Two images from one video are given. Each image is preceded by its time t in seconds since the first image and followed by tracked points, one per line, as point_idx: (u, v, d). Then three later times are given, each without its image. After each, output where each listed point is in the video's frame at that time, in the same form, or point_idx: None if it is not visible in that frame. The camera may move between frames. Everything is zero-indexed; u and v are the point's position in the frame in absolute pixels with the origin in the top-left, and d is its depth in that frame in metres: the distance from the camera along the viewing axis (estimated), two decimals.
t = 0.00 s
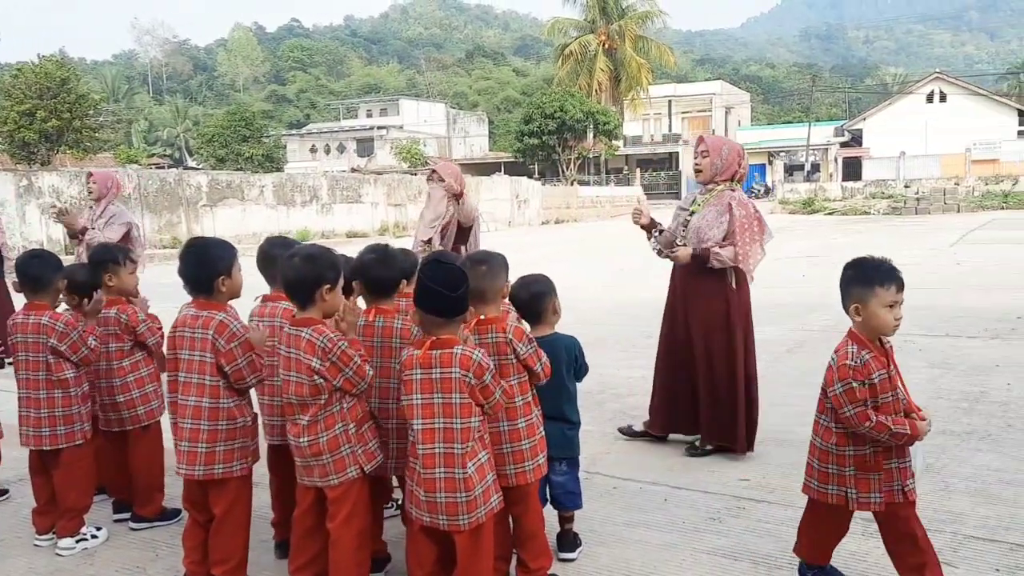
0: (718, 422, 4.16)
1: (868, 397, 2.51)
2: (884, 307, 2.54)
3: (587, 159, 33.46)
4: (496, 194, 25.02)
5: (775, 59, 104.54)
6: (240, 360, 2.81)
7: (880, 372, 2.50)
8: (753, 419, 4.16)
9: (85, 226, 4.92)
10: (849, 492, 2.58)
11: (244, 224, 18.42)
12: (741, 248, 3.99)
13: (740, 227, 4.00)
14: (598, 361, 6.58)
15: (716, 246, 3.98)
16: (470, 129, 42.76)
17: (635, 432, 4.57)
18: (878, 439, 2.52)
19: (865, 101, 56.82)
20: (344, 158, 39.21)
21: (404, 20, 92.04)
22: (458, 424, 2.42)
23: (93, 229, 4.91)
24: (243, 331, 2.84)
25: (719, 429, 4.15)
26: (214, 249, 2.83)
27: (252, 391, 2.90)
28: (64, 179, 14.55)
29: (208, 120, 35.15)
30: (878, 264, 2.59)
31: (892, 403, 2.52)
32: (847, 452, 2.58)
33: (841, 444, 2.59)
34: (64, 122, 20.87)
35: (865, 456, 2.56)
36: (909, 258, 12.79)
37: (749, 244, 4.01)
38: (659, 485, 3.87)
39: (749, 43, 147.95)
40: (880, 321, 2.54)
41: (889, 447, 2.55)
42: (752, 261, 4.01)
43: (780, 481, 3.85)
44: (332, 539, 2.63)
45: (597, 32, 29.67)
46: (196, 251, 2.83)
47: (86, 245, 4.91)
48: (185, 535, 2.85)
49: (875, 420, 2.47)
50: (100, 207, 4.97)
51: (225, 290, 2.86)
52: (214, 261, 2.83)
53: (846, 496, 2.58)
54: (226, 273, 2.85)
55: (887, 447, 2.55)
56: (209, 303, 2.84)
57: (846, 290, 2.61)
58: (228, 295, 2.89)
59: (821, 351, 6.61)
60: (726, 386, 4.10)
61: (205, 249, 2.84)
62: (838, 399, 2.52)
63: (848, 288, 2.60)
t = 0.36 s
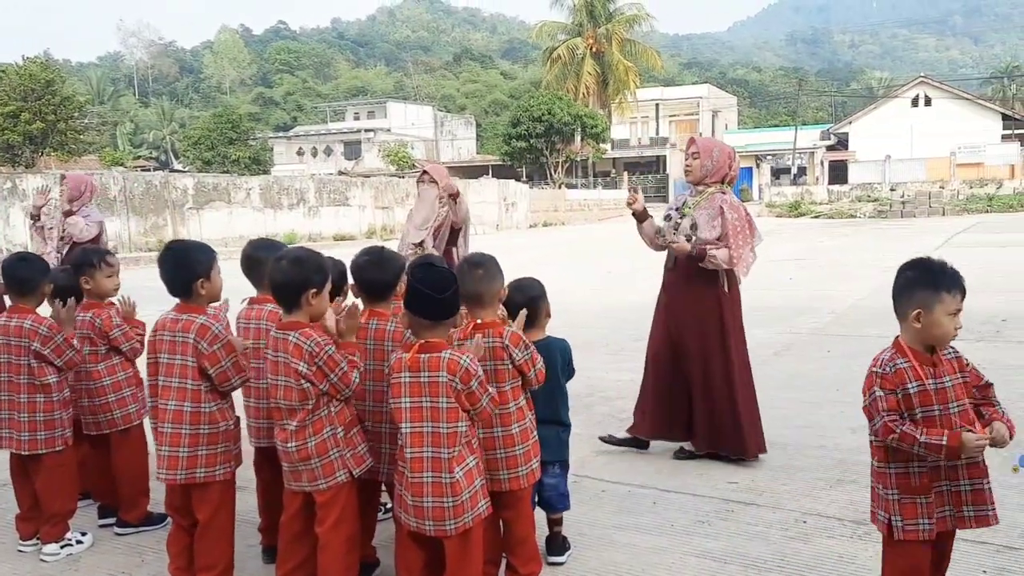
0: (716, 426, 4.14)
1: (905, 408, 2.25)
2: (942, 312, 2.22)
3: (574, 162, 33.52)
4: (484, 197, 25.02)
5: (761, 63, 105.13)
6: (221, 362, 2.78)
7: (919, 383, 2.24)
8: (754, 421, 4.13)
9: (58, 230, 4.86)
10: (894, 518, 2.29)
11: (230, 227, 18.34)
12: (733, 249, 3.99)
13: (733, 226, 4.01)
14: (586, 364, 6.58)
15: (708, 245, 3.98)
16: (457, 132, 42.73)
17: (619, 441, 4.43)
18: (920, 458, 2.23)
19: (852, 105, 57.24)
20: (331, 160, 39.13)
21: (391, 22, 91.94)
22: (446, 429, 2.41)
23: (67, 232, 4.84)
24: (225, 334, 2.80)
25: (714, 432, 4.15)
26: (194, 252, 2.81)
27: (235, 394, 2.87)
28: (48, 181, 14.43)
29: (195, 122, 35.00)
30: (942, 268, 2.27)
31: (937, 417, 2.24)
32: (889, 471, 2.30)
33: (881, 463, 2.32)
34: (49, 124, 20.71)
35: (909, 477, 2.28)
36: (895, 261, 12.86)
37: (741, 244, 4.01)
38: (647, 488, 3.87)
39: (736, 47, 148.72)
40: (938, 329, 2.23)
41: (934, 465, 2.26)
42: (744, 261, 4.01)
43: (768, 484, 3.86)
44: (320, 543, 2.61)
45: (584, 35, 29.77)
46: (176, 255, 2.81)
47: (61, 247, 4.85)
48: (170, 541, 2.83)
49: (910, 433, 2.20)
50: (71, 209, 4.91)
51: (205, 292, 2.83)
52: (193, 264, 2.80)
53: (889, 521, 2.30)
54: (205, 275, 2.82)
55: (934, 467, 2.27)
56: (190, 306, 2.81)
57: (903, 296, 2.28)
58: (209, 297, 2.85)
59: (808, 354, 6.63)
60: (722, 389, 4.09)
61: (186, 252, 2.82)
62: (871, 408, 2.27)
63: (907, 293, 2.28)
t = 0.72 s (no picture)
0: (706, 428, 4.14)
1: (945, 433, 2.11)
2: (991, 327, 2.13)
3: (566, 164, 33.55)
4: (476, 200, 25.03)
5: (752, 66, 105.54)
6: (205, 362, 2.77)
7: (962, 407, 2.10)
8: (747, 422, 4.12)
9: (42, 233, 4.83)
10: (913, 552, 2.15)
11: (221, 229, 18.28)
12: (721, 252, 3.98)
13: (722, 230, 4.00)
14: (578, 367, 6.58)
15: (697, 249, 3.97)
16: (449, 134, 42.71)
17: (604, 445, 4.40)
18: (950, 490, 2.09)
19: (842, 108, 57.53)
20: (323, 162, 39.07)
21: (384, 24, 91.85)
22: (437, 432, 2.40)
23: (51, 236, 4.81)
24: (210, 334, 2.79)
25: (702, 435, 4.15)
26: (174, 254, 2.80)
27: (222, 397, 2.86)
28: (37, 183, 14.36)
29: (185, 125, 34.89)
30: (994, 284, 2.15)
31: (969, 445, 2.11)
32: (913, 500, 2.16)
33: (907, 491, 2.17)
34: (39, 126, 20.59)
35: (933, 509, 2.15)
36: (885, 264, 12.90)
37: (730, 247, 4.00)
38: (638, 490, 3.87)
39: (726, 50, 149.17)
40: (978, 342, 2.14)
41: (964, 500, 2.12)
42: (732, 264, 4.01)
43: (759, 486, 3.87)
44: (310, 547, 2.60)
45: (576, 38, 29.80)
46: (156, 259, 2.80)
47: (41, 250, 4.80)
48: (157, 546, 2.81)
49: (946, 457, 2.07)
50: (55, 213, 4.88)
51: (188, 294, 2.81)
52: (174, 266, 2.79)
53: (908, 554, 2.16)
54: (187, 277, 2.80)
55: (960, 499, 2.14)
56: (173, 308, 2.80)
57: (941, 308, 2.17)
58: (192, 298, 2.84)
59: (800, 356, 6.65)
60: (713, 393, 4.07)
61: (166, 255, 2.80)
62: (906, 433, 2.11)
63: (945, 305, 2.16)
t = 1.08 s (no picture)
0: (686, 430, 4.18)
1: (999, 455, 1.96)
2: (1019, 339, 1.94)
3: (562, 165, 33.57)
4: (471, 200, 25.04)
5: (748, 66, 105.67)
6: (191, 361, 2.77)
7: (1012, 425, 1.95)
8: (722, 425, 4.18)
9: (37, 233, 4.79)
10: None
11: (216, 229, 18.26)
12: (693, 255, 3.99)
13: (692, 233, 4.01)
14: (572, 367, 6.57)
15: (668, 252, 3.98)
16: (444, 135, 42.67)
17: (589, 458, 4.28)
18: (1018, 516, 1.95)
19: (838, 109, 57.64)
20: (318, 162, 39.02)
21: (379, 25, 91.80)
22: (430, 429, 2.41)
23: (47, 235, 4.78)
24: (195, 333, 2.80)
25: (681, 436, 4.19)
26: (160, 255, 2.80)
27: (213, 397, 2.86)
28: (31, 183, 14.31)
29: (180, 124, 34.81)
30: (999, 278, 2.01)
31: None
32: (979, 530, 2.01)
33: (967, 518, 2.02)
34: (33, 125, 20.53)
35: (1003, 539, 1.99)
36: (880, 264, 12.93)
37: (700, 251, 4.01)
38: (632, 491, 3.88)
39: (722, 51, 149.34)
40: (994, 360, 1.95)
41: None
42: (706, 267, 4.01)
43: (754, 486, 3.88)
44: (304, 546, 2.60)
45: (571, 38, 29.81)
46: (142, 259, 2.79)
47: (37, 250, 4.79)
48: (148, 546, 2.81)
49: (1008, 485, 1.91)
50: (54, 213, 4.85)
51: (173, 294, 2.82)
52: (158, 266, 2.79)
53: None
54: (172, 277, 2.81)
55: None
56: (159, 308, 2.81)
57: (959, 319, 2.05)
58: (177, 298, 2.85)
59: (795, 357, 6.66)
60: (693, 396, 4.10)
61: (151, 255, 2.81)
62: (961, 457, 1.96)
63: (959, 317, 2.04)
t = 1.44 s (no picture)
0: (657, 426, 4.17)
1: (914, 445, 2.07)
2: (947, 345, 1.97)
3: (561, 163, 33.57)
4: (471, 198, 25.04)
5: (748, 65, 105.60)
6: (192, 356, 2.78)
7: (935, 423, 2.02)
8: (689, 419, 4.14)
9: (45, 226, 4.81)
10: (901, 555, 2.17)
11: (216, 227, 18.26)
12: (659, 251, 3.99)
13: (658, 230, 4.02)
14: (571, 366, 6.57)
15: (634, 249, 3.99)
16: (444, 133, 42.64)
17: (588, 456, 4.29)
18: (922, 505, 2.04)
19: (838, 109, 57.61)
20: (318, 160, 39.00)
21: (380, 23, 91.68)
22: (428, 426, 2.41)
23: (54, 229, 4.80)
24: (195, 329, 2.81)
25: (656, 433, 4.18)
26: (159, 254, 2.80)
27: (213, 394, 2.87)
28: (31, 180, 14.30)
29: (180, 122, 34.79)
30: (959, 285, 1.99)
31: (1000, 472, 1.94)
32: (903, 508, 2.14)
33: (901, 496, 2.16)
34: (33, 122, 20.51)
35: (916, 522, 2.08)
36: (880, 264, 12.92)
37: (666, 247, 4.01)
38: (631, 488, 3.89)
39: (723, 50, 149.25)
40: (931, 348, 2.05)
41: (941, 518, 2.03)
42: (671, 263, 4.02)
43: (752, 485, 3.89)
44: (306, 542, 2.60)
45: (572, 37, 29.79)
46: (137, 255, 2.80)
47: (46, 245, 4.80)
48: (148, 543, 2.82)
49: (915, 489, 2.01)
50: (64, 208, 4.87)
51: (170, 293, 2.82)
52: (157, 265, 2.79)
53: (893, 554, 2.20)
54: (169, 276, 2.81)
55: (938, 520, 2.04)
56: (158, 305, 2.81)
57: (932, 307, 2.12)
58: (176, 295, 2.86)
59: (794, 356, 6.66)
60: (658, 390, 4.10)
61: (147, 252, 2.80)
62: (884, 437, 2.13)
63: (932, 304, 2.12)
